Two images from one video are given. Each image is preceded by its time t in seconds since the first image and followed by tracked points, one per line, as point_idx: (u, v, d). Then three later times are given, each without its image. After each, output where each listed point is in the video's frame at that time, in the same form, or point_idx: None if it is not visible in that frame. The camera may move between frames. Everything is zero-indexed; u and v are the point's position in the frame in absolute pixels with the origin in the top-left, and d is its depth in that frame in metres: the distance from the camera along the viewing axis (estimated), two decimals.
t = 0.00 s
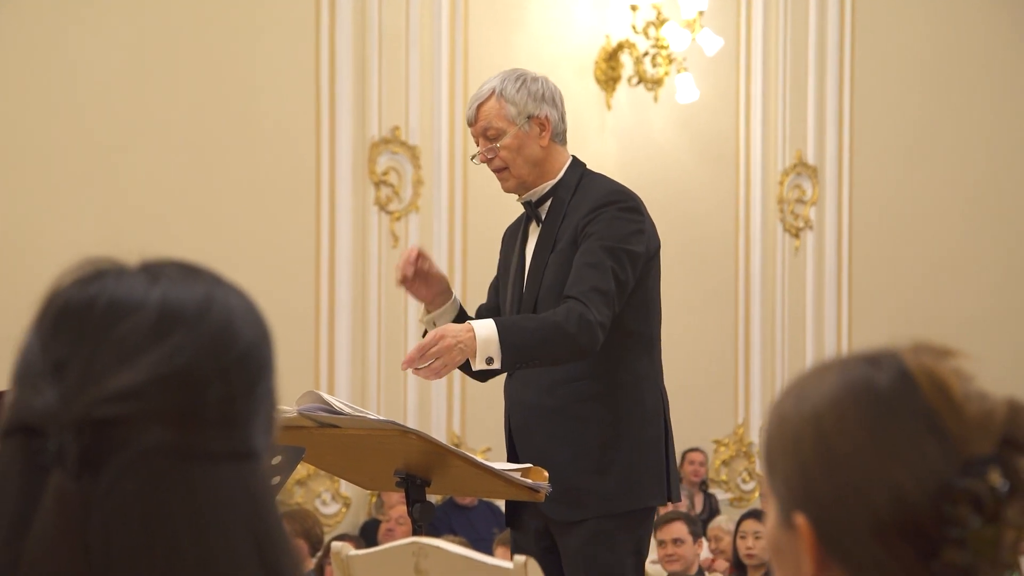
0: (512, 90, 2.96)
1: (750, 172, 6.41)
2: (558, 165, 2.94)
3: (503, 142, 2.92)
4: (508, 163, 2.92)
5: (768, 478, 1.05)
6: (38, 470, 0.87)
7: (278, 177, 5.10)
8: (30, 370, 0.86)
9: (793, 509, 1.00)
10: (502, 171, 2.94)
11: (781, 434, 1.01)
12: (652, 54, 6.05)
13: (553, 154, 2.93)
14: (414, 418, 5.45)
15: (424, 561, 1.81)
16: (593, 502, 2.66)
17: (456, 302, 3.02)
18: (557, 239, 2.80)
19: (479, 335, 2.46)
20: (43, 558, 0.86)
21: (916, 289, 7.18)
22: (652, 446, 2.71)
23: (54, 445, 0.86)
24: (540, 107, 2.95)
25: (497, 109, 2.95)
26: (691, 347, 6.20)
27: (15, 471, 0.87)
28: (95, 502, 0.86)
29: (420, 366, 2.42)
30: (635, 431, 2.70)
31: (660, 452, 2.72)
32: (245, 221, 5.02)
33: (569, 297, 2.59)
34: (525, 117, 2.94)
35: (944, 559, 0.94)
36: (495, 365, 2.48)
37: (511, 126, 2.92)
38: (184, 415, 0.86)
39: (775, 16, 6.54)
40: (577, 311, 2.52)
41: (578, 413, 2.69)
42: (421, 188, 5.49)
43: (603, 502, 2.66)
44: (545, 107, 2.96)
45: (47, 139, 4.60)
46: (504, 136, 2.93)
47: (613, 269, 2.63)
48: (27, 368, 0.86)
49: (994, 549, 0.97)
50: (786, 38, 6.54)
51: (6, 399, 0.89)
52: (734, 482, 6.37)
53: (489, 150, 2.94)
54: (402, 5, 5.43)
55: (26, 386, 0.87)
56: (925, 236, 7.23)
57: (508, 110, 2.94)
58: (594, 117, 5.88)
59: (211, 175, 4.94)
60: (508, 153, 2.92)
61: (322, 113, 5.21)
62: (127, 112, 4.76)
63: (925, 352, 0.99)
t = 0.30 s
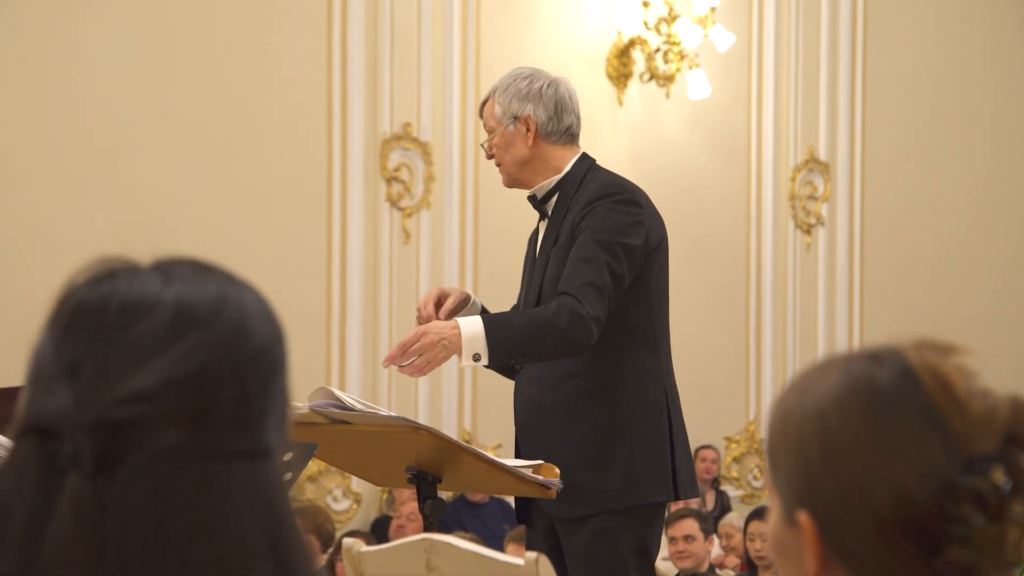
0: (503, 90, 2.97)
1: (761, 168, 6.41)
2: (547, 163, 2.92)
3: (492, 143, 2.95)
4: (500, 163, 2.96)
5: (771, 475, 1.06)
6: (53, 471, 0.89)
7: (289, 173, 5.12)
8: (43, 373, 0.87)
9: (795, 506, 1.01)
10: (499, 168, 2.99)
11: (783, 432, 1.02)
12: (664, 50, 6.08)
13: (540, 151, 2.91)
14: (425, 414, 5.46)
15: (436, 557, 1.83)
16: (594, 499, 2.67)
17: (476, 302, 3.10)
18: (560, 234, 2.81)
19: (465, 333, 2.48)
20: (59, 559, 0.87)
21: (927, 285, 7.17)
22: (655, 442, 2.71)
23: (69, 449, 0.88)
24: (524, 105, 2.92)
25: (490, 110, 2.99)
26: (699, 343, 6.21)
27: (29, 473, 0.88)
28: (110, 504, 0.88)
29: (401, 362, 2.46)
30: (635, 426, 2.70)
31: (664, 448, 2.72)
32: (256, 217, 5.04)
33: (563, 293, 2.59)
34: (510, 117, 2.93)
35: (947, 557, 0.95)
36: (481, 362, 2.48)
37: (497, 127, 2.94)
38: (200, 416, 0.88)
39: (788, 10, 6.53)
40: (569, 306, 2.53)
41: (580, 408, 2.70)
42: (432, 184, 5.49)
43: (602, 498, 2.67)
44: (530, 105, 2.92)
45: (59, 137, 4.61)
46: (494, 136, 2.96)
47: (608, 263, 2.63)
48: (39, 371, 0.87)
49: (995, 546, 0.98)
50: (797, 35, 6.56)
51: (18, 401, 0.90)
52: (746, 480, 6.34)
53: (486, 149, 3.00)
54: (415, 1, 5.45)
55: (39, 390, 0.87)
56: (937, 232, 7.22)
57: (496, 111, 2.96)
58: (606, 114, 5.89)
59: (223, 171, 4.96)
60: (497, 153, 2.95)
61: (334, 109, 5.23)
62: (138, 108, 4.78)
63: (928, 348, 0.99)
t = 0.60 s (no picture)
0: (527, 85, 2.98)
1: (770, 162, 6.37)
2: (567, 157, 2.91)
3: (516, 138, 2.96)
4: (524, 159, 2.97)
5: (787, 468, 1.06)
6: (65, 471, 0.89)
7: (297, 171, 5.12)
8: (52, 373, 0.87)
9: (810, 497, 1.01)
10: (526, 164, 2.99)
11: (801, 426, 1.02)
12: (671, 49, 6.05)
13: (561, 145, 2.90)
14: (433, 412, 5.46)
15: (442, 556, 1.82)
16: (594, 499, 2.66)
17: (503, 269, 3.06)
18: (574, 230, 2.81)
19: (449, 327, 2.49)
20: (68, 560, 0.87)
21: (937, 283, 7.15)
22: (658, 443, 2.70)
23: (79, 450, 0.88)
24: (544, 100, 2.92)
25: (516, 105, 3.00)
26: (707, 342, 6.21)
27: (41, 472, 0.89)
28: (119, 505, 0.88)
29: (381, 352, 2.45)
30: (638, 426, 2.70)
31: (667, 450, 2.71)
32: (264, 216, 5.04)
33: (559, 293, 2.59)
34: (532, 111, 2.94)
35: (961, 554, 0.94)
36: (464, 357, 2.50)
37: (520, 122, 2.95)
38: (206, 416, 0.87)
39: (795, 8, 6.52)
40: (561, 307, 2.53)
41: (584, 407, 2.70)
42: (440, 183, 5.48)
43: (603, 500, 2.66)
44: (550, 99, 2.91)
45: (65, 137, 4.68)
46: (518, 132, 2.97)
47: (609, 261, 2.62)
48: (48, 371, 0.88)
49: (1012, 546, 0.97)
50: (804, 32, 6.54)
51: (30, 401, 0.90)
52: (754, 478, 6.34)
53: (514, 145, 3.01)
54: None
55: (51, 391, 0.88)
56: (946, 230, 7.21)
57: (519, 106, 2.97)
58: (615, 112, 5.88)
59: (229, 170, 4.97)
60: (521, 149, 2.95)
61: (341, 107, 5.23)
62: (145, 108, 4.81)
63: (951, 345, 0.99)
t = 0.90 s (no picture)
0: (547, 78, 2.95)
1: (774, 162, 6.38)
2: (588, 153, 2.91)
3: (536, 132, 2.95)
4: (543, 152, 2.95)
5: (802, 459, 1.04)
6: (62, 470, 0.88)
7: (300, 170, 5.11)
8: (49, 372, 0.86)
9: (825, 489, 1.00)
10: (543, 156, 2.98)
11: (817, 418, 1.00)
12: (675, 46, 6.04)
13: (583, 141, 2.90)
14: (436, 411, 5.45)
15: (447, 553, 1.81)
16: (598, 501, 2.65)
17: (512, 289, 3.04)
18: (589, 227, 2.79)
19: (454, 323, 2.47)
20: (65, 560, 0.86)
21: (941, 281, 7.13)
22: (664, 445, 2.69)
23: (76, 450, 0.87)
24: (566, 95, 2.90)
25: (535, 98, 2.98)
26: (710, 340, 6.21)
27: (38, 471, 0.88)
28: (117, 503, 0.87)
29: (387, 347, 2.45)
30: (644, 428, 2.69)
31: (672, 454, 2.70)
32: (267, 215, 5.03)
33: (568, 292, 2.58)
34: (553, 106, 2.92)
35: (974, 548, 0.93)
36: (471, 354, 2.48)
37: (541, 116, 2.93)
38: (205, 414, 0.86)
39: (800, 6, 6.50)
40: (570, 306, 2.51)
41: (589, 407, 2.69)
42: (444, 180, 5.46)
43: (606, 502, 2.65)
44: (573, 94, 2.90)
45: (67, 138, 4.68)
46: (538, 126, 2.95)
47: (621, 261, 2.61)
48: (45, 370, 0.87)
49: None
50: (808, 30, 6.53)
51: (26, 400, 0.89)
52: (758, 475, 6.34)
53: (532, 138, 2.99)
54: None
55: (47, 389, 0.87)
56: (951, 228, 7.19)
57: (540, 100, 2.94)
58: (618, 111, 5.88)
59: (231, 169, 4.96)
60: (540, 143, 2.94)
61: (344, 106, 5.21)
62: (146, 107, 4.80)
63: (972, 341, 0.97)
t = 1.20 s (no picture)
0: (585, 73, 2.93)
1: (776, 161, 6.38)
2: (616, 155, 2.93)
3: (568, 126, 2.90)
4: (568, 146, 2.90)
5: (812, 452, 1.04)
6: (62, 471, 0.88)
7: (301, 169, 5.10)
8: (48, 372, 0.86)
9: (835, 485, 0.99)
10: (562, 150, 2.92)
11: (831, 411, 0.99)
12: (677, 45, 6.04)
13: (619, 142, 2.91)
14: (439, 410, 5.44)
15: (449, 553, 1.81)
16: (602, 502, 2.65)
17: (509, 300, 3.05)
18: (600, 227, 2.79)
19: (471, 331, 2.49)
20: (65, 560, 0.86)
21: (943, 279, 7.13)
22: (669, 449, 2.69)
23: (75, 449, 0.86)
24: (610, 95, 2.91)
25: (567, 91, 2.93)
26: (713, 338, 6.19)
27: (37, 471, 0.88)
28: (116, 503, 0.86)
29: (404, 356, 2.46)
30: (651, 431, 2.68)
31: (677, 457, 2.70)
32: (269, 214, 5.03)
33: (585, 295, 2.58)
34: (594, 103, 2.91)
35: (980, 548, 0.92)
36: (489, 360, 2.50)
37: (579, 111, 2.90)
38: (204, 414, 0.86)
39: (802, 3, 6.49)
40: (588, 311, 2.51)
41: (595, 407, 2.68)
42: (446, 179, 5.47)
43: (611, 503, 2.65)
44: (617, 95, 2.92)
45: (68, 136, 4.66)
46: (569, 120, 2.91)
47: (638, 265, 2.61)
48: (43, 370, 0.87)
49: None
50: (810, 28, 6.52)
51: (25, 399, 0.89)
52: (760, 474, 6.33)
53: (552, 130, 2.93)
54: None
55: (46, 389, 0.87)
56: (954, 226, 7.18)
57: (579, 95, 2.91)
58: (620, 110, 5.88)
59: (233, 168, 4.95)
60: (570, 138, 2.89)
61: (346, 105, 5.21)
62: (147, 106, 4.79)
63: (988, 341, 0.95)
